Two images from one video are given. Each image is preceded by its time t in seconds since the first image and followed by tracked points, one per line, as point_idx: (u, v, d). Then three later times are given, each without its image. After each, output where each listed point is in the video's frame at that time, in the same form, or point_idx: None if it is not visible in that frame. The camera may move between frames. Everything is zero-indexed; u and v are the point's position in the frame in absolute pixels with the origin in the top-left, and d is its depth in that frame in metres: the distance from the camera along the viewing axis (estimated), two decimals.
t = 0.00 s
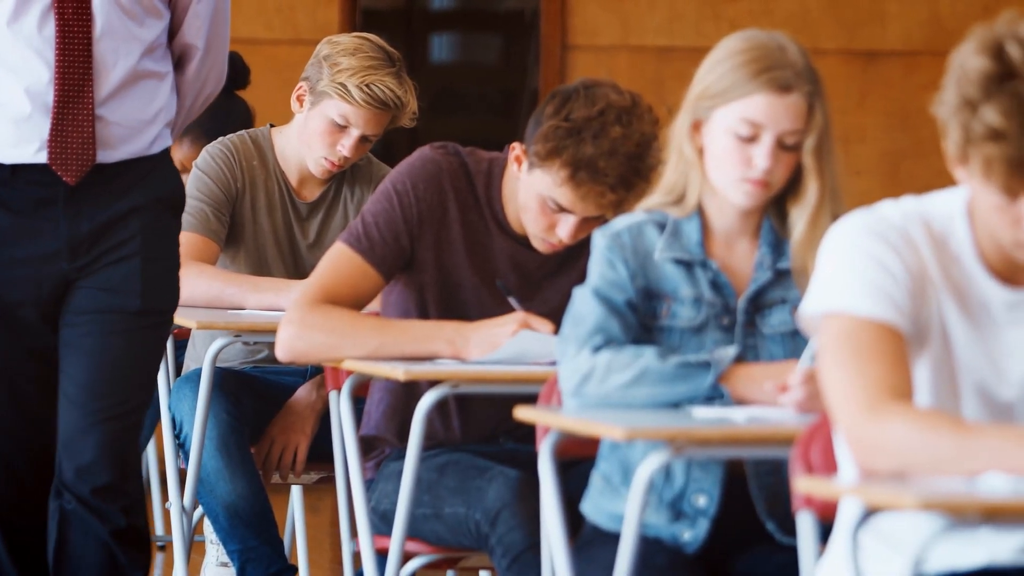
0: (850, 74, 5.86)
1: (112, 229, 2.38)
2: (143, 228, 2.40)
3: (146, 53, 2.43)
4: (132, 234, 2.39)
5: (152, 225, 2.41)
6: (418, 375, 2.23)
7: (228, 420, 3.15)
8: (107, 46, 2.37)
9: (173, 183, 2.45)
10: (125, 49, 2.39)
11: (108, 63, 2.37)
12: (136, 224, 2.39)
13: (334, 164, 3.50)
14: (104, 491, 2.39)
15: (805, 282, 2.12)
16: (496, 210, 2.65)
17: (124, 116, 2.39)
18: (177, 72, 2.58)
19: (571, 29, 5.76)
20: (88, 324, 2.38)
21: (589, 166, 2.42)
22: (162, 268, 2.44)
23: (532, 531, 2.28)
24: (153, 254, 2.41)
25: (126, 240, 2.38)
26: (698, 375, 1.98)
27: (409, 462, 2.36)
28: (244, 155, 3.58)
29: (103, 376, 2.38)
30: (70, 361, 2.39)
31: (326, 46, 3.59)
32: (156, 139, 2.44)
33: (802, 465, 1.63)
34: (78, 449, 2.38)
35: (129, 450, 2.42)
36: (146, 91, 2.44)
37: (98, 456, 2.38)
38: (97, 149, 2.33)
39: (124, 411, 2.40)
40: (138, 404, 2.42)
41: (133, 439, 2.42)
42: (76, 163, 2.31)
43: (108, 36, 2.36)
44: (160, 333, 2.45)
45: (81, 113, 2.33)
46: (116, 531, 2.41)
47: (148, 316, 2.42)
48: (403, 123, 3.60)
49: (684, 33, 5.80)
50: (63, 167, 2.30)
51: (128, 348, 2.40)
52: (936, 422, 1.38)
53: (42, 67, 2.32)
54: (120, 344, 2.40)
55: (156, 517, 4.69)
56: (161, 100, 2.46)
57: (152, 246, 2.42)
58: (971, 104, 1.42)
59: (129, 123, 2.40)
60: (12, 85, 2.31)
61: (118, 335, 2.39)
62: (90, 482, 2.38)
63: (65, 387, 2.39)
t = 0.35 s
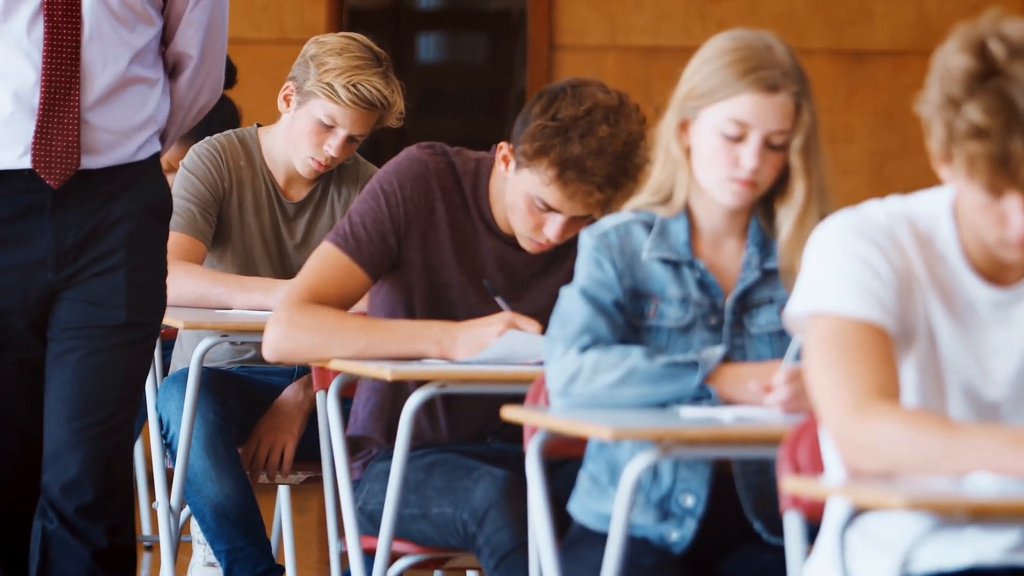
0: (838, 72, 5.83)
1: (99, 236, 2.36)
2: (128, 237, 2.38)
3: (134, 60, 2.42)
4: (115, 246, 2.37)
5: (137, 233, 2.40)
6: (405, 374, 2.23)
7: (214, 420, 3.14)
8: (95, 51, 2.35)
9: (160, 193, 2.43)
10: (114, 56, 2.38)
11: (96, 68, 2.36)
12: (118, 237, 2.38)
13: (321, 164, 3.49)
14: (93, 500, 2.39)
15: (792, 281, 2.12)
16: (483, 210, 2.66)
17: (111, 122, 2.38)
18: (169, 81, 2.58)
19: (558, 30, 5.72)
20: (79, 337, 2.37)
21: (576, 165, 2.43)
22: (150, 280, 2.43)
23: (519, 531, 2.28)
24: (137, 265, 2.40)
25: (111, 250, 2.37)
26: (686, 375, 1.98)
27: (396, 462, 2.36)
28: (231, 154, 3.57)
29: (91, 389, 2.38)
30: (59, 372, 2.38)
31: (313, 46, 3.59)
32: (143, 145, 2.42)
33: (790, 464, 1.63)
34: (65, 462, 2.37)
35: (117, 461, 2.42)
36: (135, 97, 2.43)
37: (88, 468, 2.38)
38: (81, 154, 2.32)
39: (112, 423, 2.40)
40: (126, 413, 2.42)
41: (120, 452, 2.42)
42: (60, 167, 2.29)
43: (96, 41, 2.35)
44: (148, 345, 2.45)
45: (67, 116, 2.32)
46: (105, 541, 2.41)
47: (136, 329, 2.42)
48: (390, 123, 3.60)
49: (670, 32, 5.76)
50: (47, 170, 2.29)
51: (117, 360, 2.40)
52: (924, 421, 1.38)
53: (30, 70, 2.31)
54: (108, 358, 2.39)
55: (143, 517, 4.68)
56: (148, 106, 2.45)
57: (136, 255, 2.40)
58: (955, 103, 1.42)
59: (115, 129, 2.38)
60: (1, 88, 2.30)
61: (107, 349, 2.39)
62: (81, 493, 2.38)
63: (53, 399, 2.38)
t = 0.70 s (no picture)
0: (825, 70, 5.82)
1: (94, 233, 2.35)
2: (127, 232, 2.38)
3: (133, 51, 2.42)
4: (115, 242, 2.36)
5: (137, 230, 2.39)
6: (391, 373, 2.22)
7: (201, 420, 3.14)
8: (95, 42, 2.35)
9: (158, 191, 2.42)
10: (113, 47, 2.37)
11: (97, 59, 2.36)
12: (118, 232, 2.37)
13: (307, 164, 3.48)
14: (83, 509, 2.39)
15: (778, 281, 2.12)
16: (470, 209, 2.67)
17: (110, 113, 2.38)
18: (166, 75, 2.57)
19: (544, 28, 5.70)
20: (72, 344, 2.37)
21: (562, 164, 2.44)
22: (147, 279, 2.42)
23: (505, 530, 2.28)
24: (137, 262, 2.40)
25: (109, 247, 2.36)
26: (672, 375, 1.99)
27: (383, 462, 2.35)
28: (217, 154, 3.56)
29: (79, 396, 2.37)
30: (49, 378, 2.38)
31: (298, 45, 3.59)
32: (142, 137, 2.43)
33: (776, 464, 1.63)
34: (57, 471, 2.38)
35: (112, 469, 2.41)
36: (133, 89, 2.42)
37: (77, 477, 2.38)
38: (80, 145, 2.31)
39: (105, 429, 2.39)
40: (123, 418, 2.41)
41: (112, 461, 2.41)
42: (59, 158, 2.28)
43: (97, 32, 2.35)
44: (144, 348, 2.44)
45: (66, 107, 2.31)
46: (98, 547, 2.41)
47: (132, 330, 2.41)
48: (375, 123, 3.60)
49: (655, 33, 5.76)
50: (46, 162, 2.28)
51: (109, 364, 2.39)
52: (910, 421, 1.38)
53: (29, 63, 2.29)
54: (100, 361, 2.38)
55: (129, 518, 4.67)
56: (147, 97, 2.45)
57: (136, 252, 2.39)
58: (940, 103, 1.43)
59: (115, 120, 2.38)
60: None
61: (98, 353, 2.38)
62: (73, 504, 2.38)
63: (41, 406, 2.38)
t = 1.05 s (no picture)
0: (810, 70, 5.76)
1: (95, 232, 2.33)
2: (128, 237, 2.37)
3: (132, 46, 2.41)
4: (110, 248, 2.35)
5: (132, 230, 2.38)
6: (377, 373, 2.22)
7: (187, 420, 3.14)
8: (95, 38, 2.34)
9: (158, 193, 2.42)
10: (114, 42, 2.37)
11: (97, 55, 2.35)
12: (115, 236, 2.36)
13: (292, 163, 3.48)
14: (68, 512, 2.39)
15: (764, 280, 2.13)
16: (455, 209, 2.67)
17: (111, 109, 2.37)
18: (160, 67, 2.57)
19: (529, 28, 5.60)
20: (71, 350, 2.35)
21: (546, 163, 2.44)
22: (141, 286, 2.41)
23: (491, 529, 2.28)
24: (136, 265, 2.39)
25: (106, 252, 2.34)
26: (658, 374, 1.99)
27: (368, 462, 2.36)
28: (202, 154, 3.56)
29: (73, 407, 2.38)
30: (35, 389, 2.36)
31: (284, 44, 3.58)
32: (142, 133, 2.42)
33: (762, 464, 1.64)
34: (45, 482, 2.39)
35: (103, 474, 2.42)
36: (132, 84, 2.42)
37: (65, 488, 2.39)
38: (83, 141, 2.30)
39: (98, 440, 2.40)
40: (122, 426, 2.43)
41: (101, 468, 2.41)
42: (62, 154, 2.26)
43: (97, 27, 2.34)
44: (140, 354, 2.44)
45: (70, 103, 2.29)
46: (90, 557, 2.42)
47: (133, 335, 2.41)
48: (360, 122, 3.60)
49: (642, 32, 5.67)
50: (49, 158, 2.25)
51: (104, 374, 2.39)
52: (895, 420, 1.38)
53: (30, 56, 2.26)
54: (97, 371, 2.38)
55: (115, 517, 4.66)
56: (146, 92, 2.44)
57: (134, 257, 2.39)
58: (928, 103, 1.43)
59: (116, 116, 2.37)
60: None
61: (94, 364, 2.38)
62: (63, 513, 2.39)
63: (27, 416, 2.38)
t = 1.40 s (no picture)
0: (796, 69, 5.70)
1: (97, 230, 2.31)
2: (125, 237, 2.35)
3: (129, 46, 2.39)
4: (103, 254, 2.32)
5: (130, 233, 2.36)
6: (364, 373, 2.22)
7: (173, 419, 3.14)
8: (93, 38, 2.32)
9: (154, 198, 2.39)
10: (112, 43, 2.35)
11: (96, 56, 2.33)
12: (114, 240, 2.34)
13: (279, 162, 3.48)
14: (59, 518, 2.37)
15: (750, 279, 2.13)
16: (441, 208, 2.67)
17: (110, 110, 2.35)
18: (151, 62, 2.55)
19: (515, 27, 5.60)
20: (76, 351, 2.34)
21: (530, 160, 2.47)
22: (135, 289, 2.39)
23: (477, 528, 2.28)
24: (132, 265, 2.38)
25: (104, 255, 2.32)
26: (644, 374, 1.99)
27: (355, 460, 2.35)
28: (189, 153, 3.55)
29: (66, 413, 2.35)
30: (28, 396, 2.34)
31: (270, 44, 3.58)
32: (139, 135, 2.40)
33: (749, 463, 1.64)
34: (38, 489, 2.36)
35: (98, 477, 2.40)
36: (129, 84, 2.39)
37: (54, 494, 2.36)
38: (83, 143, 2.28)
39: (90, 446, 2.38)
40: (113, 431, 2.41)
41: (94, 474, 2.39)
42: (64, 157, 2.24)
43: (95, 28, 2.32)
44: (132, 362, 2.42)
45: (71, 105, 2.27)
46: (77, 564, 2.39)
47: (127, 339, 2.39)
48: (348, 121, 3.60)
49: (628, 32, 5.64)
50: (51, 162, 2.23)
51: (100, 380, 2.37)
52: (881, 420, 1.38)
53: (30, 58, 2.25)
54: (92, 378, 2.36)
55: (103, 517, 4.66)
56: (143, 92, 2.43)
57: (129, 261, 2.37)
58: (920, 94, 1.44)
59: (114, 117, 2.35)
60: None
61: (90, 370, 2.36)
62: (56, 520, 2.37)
63: (20, 419, 2.35)
